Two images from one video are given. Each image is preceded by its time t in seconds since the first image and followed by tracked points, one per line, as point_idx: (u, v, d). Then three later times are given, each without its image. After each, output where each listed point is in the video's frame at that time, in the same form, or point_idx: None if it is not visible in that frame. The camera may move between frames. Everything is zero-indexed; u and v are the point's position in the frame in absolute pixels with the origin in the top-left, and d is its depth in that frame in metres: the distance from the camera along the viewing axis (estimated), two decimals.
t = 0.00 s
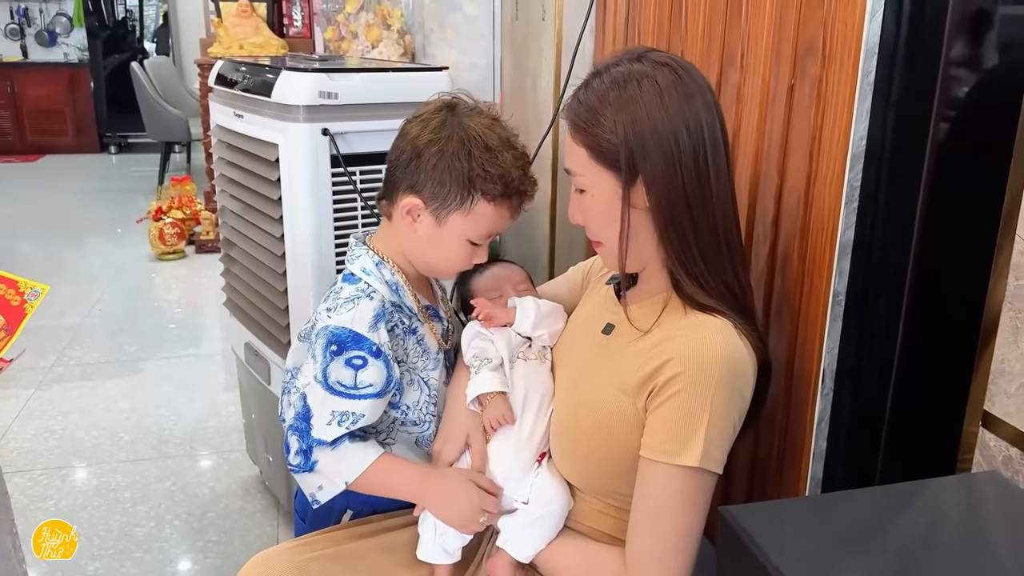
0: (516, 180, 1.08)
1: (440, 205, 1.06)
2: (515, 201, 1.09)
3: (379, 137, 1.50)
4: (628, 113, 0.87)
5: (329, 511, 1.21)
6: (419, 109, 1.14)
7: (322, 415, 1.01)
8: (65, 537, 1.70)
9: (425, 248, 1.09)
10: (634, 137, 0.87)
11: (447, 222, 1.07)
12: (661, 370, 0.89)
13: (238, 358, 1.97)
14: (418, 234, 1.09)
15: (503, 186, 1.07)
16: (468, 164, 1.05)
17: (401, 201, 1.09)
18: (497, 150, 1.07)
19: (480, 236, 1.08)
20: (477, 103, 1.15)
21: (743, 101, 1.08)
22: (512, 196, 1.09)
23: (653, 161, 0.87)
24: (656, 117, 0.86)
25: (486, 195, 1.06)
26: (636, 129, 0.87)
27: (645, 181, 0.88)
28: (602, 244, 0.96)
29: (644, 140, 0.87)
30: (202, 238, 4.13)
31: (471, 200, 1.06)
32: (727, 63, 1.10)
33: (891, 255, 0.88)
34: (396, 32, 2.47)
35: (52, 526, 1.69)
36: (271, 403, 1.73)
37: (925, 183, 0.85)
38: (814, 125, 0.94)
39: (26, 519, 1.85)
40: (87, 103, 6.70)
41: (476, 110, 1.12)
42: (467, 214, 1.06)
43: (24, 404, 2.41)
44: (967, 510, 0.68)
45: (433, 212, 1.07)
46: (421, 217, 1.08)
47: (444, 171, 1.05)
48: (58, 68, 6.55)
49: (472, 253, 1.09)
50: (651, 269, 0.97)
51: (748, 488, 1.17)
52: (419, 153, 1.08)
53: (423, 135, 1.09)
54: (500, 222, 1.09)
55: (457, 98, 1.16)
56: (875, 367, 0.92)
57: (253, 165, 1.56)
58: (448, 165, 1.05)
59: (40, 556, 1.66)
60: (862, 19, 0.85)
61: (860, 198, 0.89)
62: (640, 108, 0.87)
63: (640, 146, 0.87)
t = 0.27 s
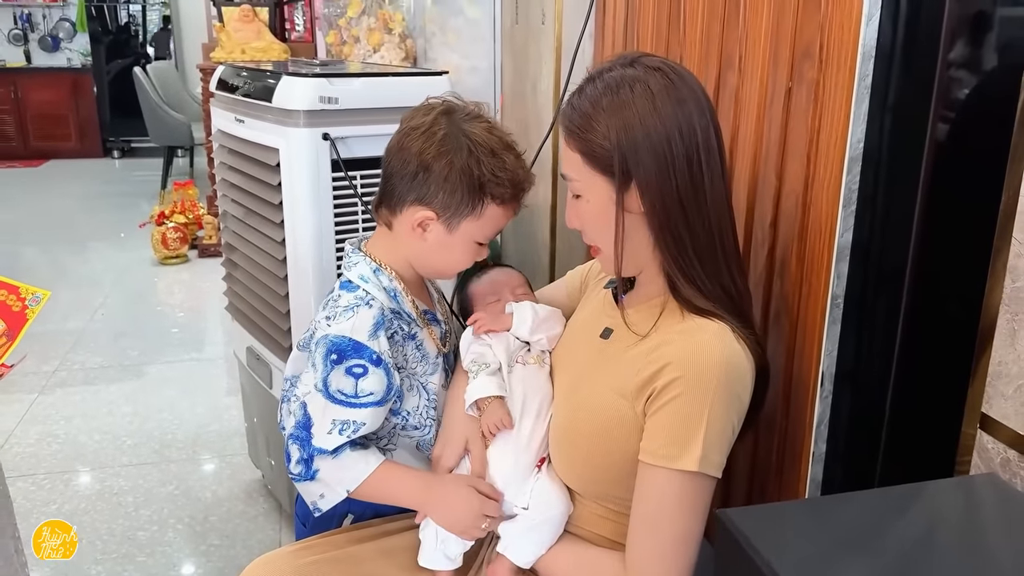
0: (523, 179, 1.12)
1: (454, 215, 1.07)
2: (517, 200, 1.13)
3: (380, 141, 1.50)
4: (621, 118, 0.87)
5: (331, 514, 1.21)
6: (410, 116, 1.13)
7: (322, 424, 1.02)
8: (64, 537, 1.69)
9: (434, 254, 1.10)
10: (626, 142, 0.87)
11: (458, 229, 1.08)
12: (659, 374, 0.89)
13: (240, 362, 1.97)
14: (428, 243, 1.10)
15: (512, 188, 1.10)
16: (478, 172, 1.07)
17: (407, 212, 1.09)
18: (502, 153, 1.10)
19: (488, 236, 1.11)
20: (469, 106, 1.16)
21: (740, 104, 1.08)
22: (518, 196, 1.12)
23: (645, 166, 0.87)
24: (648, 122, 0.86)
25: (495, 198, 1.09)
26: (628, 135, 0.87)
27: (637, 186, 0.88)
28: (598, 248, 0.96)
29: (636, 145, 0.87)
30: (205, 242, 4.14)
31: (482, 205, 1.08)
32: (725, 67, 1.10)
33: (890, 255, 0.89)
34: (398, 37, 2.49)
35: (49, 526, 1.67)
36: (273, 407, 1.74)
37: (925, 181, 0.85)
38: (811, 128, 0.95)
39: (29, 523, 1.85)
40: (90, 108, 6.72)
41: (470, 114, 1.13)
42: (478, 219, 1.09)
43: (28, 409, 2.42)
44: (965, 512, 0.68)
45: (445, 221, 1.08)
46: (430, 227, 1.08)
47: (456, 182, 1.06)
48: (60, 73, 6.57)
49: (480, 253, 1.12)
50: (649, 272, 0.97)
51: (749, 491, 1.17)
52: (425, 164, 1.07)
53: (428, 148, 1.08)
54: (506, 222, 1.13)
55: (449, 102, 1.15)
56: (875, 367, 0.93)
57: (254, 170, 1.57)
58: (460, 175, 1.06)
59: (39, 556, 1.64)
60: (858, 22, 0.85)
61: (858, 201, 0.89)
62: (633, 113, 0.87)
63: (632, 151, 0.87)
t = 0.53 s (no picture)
0: (523, 177, 1.12)
1: (456, 214, 1.07)
2: (518, 199, 1.14)
3: (380, 144, 1.51)
4: (620, 120, 0.87)
5: (331, 517, 1.22)
6: (409, 117, 1.13)
7: (322, 427, 1.02)
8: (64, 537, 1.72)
9: (436, 254, 1.11)
10: (625, 144, 0.87)
11: (461, 229, 1.09)
12: (659, 377, 0.89)
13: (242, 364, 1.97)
14: (429, 242, 1.10)
15: (513, 187, 1.11)
16: (480, 171, 1.07)
17: (409, 213, 1.09)
18: (502, 152, 1.10)
19: (489, 235, 1.12)
20: (468, 107, 1.16)
21: (739, 106, 1.08)
22: (519, 194, 1.13)
23: (644, 168, 0.87)
24: (647, 124, 0.86)
25: (497, 197, 1.09)
26: (628, 136, 0.87)
27: (636, 187, 0.88)
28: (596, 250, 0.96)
29: (635, 146, 0.87)
30: (207, 245, 4.14)
31: (485, 205, 1.09)
32: (724, 68, 1.11)
33: (889, 256, 0.89)
34: (400, 39, 2.49)
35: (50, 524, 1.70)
36: (274, 410, 1.74)
37: (926, 180, 0.86)
38: (810, 130, 0.95)
39: (31, 525, 1.86)
40: (92, 111, 6.74)
41: (468, 114, 1.13)
42: (480, 219, 1.09)
43: (30, 411, 2.42)
44: (962, 513, 0.68)
45: (448, 221, 1.08)
46: (432, 228, 1.09)
47: (459, 182, 1.06)
48: (63, 76, 6.59)
49: (482, 252, 1.13)
50: (647, 274, 0.97)
51: (749, 492, 1.17)
52: (427, 164, 1.07)
53: (430, 148, 1.08)
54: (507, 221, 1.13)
55: (448, 103, 1.15)
56: (874, 368, 0.93)
57: (255, 172, 1.57)
58: (462, 174, 1.06)
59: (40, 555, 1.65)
60: (856, 23, 0.85)
61: (857, 201, 0.89)
62: (632, 115, 0.87)
63: (631, 153, 0.87)
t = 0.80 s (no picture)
0: (527, 180, 1.13)
1: (461, 215, 1.08)
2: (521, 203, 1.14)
3: (381, 144, 1.51)
4: (623, 121, 0.88)
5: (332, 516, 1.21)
6: (414, 118, 1.13)
7: (324, 430, 1.02)
8: (65, 537, 1.70)
9: (439, 255, 1.11)
10: (629, 146, 0.87)
11: (464, 230, 1.09)
12: (663, 379, 0.89)
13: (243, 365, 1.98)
14: (433, 242, 1.10)
15: (517, 189, 1.11)
16: (486, 173, 1.08)
17: (413, 213, 1.09)
18: (506, 154, 1.11)
19: (492, 237, 1.12)
20: (472, 109, 1.16)
21: (739, 107, 1.08)
22: (522, 197, 1.13)
23: (648, 170, 0.87)
24: (651, 125, 0.87)
25: (501, 199, 1.10)
26: (632, 138, 0.87)
27: (640, 188, 0.88)
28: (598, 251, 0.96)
29: (639, 148, 0.87)
30: (209, 245, 4.15)
31: (489, 207, 1.09)
32: (724, 69, 1.11)
33: (888, 255, 0.89)
34: (401, 40, 2.50)
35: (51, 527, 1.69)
36: (275, 410, 1.74)
37: (924, 180, 0.86)
38: (810, 131, 0.95)
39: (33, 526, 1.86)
40: (94, 112, 6.74)
41: (473, 117, 1.13)
42: (484, 220, 1.09)
43: (32, 412, 2.43)
44: (961, 513, 0.68)
45: (452, 222, 1.08)
46: (436, 228, 1.09)
47: (465, 182, 1.07)
48: (64, 77, 6.59)
49: (484, 254, 1.13)
50: (650, 274, 0.97)
51: (749, 491, 1.18)
52: (432, 164, 1.08)
53: (436, 149, 1.08)
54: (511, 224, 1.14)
55: (453, 104, 1.15)
56: (874, 368, 0.93)
57: (256, 173, 1.58)
58: (468, 176, 1.07)
59: (40, 556, 1.63)
60: (856, 24, 0.86)
61: (857, 201, 0.89)
62: (635, 117, 0.87)
63: (636, 155, 0.87)
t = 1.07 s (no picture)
0: (529, 183, 1.13)
1: (462, 216, 1.08)
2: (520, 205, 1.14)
3: (382, 144, 1.51)
4: (635, 123, 0.88)
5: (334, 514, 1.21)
6: (417, 118, 1.13)
7: (336, 426, 1.02)
8: (64, 538, 1.74)
9: (440, 256, 1.11)
10: (640, 147, 0.88)
11: (465, 231, 1.09)
12: (680, 377, 0.90)
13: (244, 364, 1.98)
14: (434, 243, 1.10)
15: (519, 192, 1.11)
16: (489, 174, 1.08)
17: (415, 213, 1.09)
18: (508, 156, 1.11)
19: (493, 239, 1.12)
20: (475, 109, 1.16)
21: (741, 106, 1.09)
22: (523, 199, 1.13)
23: (658, 171, 0.87)
24: (662, 127, 0.87)
25: (502, 202, 1.10)
26: (642, 139, 0.88)
27: (651, 189, 0.89)
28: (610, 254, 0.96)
29: (649, 150, 0.87)
30: (209, 245, 4.15)
31: (491, 209, 1.09)
32: (725, 69, 1.11)
33: (889, 254, 0.89)
34: (401, 40, 2.50)
35: (51, 526, 1.74)
36: (276, 408, 1.74)
37: (925, 179, 0.86)
38: (811, 130, 0.95)
39: (33, 524, 1.86)
40: (94, 111, 6.74)
41: (477, 119, 1.13)
42: (486, 221, 1.09)
43: (32, 411, 2.43)
44: (960, 513, 0.68)
45: (453, 223, 1.08)
46: (437, 229, 1.09)
47: (467, 183, 1.07)
48: (65, 76, 6.60)
49: (484, 255, 1.13)
50: (660, 277, 0.98)
51: (750, 491, 1.18)
52: (434, 164, 1.08)
53: (438, 150, 1.08)
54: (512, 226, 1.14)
55: (457, 105, 1.16)
56: (875, 366, 0.94)
57: (257, 172, 1.58)
58: (470, 177, 1.07)
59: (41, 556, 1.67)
60: (858, 24, 0.86)
61: (859, 200, 0.90)
62: (646, 119, 0.88)
63: (646, 156, 0.88)
